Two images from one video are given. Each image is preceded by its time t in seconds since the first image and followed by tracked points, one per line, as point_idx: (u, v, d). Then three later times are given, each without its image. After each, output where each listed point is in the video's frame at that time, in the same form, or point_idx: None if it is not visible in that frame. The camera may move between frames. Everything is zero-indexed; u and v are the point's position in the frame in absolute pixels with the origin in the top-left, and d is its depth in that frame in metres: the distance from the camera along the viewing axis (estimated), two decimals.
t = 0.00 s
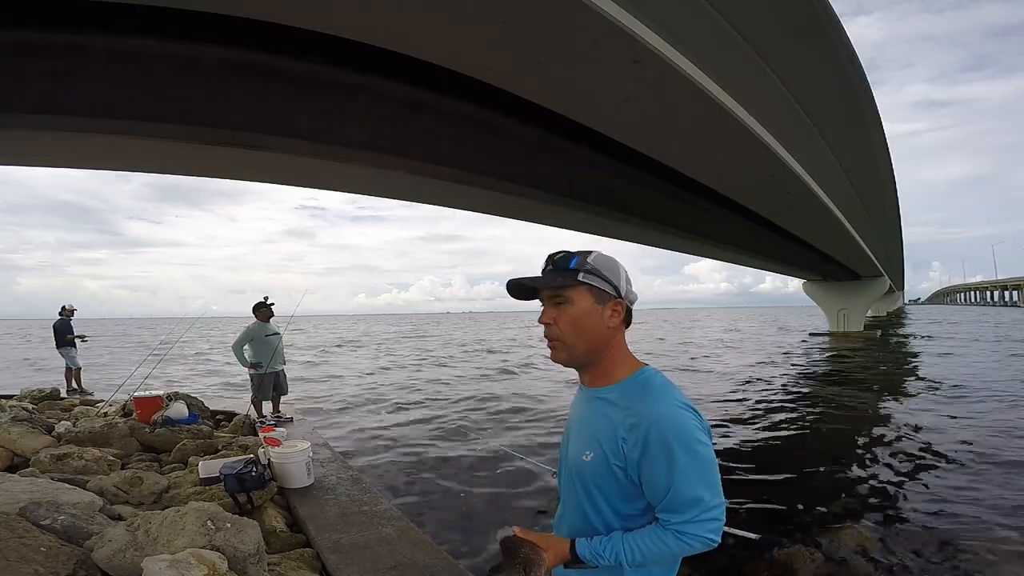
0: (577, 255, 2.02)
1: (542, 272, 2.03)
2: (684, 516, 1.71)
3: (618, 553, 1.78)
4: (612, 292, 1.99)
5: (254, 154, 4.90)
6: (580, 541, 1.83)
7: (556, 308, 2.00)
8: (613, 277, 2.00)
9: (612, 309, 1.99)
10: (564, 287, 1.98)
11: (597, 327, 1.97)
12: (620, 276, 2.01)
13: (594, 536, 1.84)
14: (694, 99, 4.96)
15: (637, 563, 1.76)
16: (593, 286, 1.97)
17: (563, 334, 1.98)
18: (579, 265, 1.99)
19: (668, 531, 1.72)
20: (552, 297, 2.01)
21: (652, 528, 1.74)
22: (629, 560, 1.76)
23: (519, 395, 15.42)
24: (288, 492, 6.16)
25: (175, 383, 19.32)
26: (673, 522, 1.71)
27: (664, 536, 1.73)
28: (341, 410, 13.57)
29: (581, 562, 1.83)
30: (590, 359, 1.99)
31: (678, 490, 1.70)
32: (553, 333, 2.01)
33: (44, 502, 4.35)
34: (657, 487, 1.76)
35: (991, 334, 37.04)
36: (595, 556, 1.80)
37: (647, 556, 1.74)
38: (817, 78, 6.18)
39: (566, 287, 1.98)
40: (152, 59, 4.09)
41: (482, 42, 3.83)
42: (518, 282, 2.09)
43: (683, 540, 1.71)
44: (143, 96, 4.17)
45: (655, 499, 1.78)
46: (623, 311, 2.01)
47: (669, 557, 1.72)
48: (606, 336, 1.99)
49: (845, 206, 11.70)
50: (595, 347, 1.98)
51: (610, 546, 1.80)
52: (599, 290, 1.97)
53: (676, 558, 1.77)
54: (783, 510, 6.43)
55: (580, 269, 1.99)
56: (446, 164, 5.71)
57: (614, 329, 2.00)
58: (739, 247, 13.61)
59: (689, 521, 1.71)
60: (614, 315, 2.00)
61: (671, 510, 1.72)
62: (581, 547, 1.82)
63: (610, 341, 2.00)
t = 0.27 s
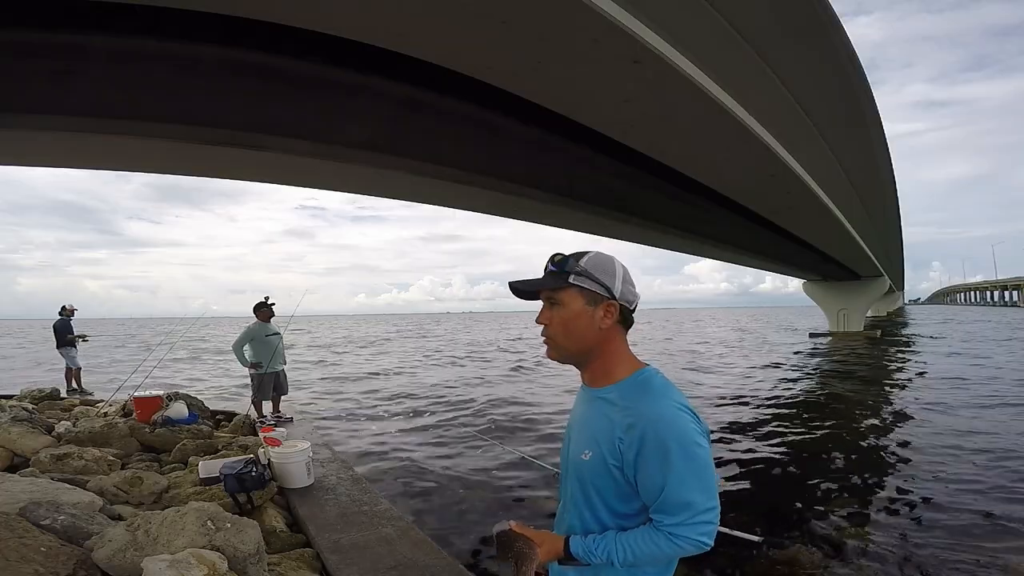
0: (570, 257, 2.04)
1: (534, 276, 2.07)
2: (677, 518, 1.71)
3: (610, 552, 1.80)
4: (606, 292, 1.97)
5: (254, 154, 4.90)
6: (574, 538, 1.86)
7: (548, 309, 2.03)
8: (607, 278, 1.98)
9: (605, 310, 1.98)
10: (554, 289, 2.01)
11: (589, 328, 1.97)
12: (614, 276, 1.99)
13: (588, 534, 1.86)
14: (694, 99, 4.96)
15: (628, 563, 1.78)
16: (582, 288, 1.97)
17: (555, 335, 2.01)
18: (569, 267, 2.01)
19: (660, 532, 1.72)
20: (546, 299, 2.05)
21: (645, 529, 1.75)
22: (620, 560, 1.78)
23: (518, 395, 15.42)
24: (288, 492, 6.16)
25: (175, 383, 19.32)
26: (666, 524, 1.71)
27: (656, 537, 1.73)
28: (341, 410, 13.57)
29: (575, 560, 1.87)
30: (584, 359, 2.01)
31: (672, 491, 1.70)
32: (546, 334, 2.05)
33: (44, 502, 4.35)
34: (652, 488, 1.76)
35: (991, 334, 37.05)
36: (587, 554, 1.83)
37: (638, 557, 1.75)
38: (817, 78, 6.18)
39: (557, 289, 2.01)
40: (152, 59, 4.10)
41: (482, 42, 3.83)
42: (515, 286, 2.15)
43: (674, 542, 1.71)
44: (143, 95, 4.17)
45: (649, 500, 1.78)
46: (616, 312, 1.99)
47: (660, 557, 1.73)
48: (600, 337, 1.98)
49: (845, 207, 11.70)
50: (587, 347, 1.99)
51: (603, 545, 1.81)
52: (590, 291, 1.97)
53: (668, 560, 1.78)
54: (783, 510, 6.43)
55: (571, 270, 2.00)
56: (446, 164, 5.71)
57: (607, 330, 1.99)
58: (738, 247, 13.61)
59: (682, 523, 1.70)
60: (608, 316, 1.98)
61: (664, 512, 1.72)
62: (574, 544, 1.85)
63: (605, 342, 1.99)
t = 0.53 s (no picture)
0: (567, 258, 2.04)
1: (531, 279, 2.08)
2: (664, 520, 1.70)
3: (595, 547, 1.81)
4: (603, 292, 1.97)
5: (253, 154, 4.90)
6: (561, 530, 1.88)
7: (547, 311, 2.04)
8: (603, 277, 1.97)
9: (602, 310, 1.97)
10: (551, 290, 2.02)
11: (586, 328, 1.97)
12: (610, 275, 1.98)
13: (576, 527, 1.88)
14: (694, 99, 4.96)
15: (611, 560, 1.78)
16: (579, 288, 1.98)
17: (554, 336, 2.02)
18: (565, 269, 2.01)
19: (646, 532, 1.73)
20: (545, 300, 2.05)
21: (632, 527, 1.75)
22: (603, 555, 1.79)
23: (518, 395, 15.42)
24: (288, 492, 6.16)
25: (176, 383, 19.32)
26: (653, 525, 1.71)
27: (641, 536, 1.74)
28: (341, 410, 13.57)
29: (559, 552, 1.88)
30: (585, 359, 2.01)
31: (662, 493, 1.70)
32: (547, 335, 2.06)
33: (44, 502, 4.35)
34: (643, 489, 1.75)
35: (991, 334, 37.06)
36: (573, 547, 1.84)
37: (622, 555, 1.76)
38: (817, 78, 6.18)
39: (553, 291, 2.01)
40: (151, 60, 4.10)
41: (482, 42, 3.83)
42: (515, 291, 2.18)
43: (658, 543, 1.71)
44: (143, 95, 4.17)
45: (639, 499, 1.78)
46: (614, 312, 1.98)
47: (644, 558, 1.73)
48: (598, 337, 1.98)
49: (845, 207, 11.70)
50: (587, 348, 1.99)
51: (590, 540, 1.83)
52: (586, 291, 1.97)
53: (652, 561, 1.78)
54: (783, 510, 6.43)
55: (567, 272, 2.00)
56: (446, 164, 5.71)
57: (605, 330, 1.99)
58: (738, 247, 13.61)
59: (668, 526, 1.70)
60: (605, 316, 1.98)
61: (652, 513, 1.72)
62: (560, 536, 1.87)
63: (603, 341, 1.99)
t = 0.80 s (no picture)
0: (570, 257, 2.04)
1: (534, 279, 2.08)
2: (640, 519, 1.71)
3: (568, 530, 1.83)
4: (607, 291, 1.98)
5: (253, 154, 4.89)
6: (541, 505, 1.90)
7: (550, 310, 2.03)
8: (607, 276, 1.99)
9: (607, 309, 1.98)
10: (556, 290, 2.01)
11: (591, 327, 1.97)
12: (614, 274, 1.99)
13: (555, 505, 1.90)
14: (694, 99, 4.96)
15: (581, 546, 1.80)
16: (584, 288, 1.97)
17: (558, 335, 2.02)
18: (569, 270, 2.01)
19: (621, 528, 1.74)
20: (548, 300, 2.05)
21: (609, 521, 1.77)
22: (574, 539, 1.81)
23: (518, 395, 15.42)
24: (288, 492, 6.16)
25: (176, 383, 19.32)
26: (630, 523, 1.72)
27: (615, 531, 1.75)
28: (341, 410, 13.57)
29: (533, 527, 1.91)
30: (590, 358, 2.00)
31: (645, 493, 1.71)
32: (551, 335, 2.05)
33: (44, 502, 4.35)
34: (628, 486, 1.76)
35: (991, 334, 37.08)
36: (548, 523, 1.86)
37: (594, 545, 1.77)
38: (817, 78, 6.19)
39: (558, 290, 2.01)
40: (151, 60, 4.10)
41: (482, 41, 3.83)
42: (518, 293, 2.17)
43: (630, 542, 1.72)
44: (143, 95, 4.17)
45: (621, 496, 1.79)
46: (618, 311, 1.99)
47: (614, 553, 1.75)
48: (602, 336, 1.99)
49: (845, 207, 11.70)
50: (592, 346, 1.99)
51: (567, 522, 1.84)
52: (591, 291, 1.97)
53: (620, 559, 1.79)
54: (783, 510, 6.43)
55: (571, 270, 2.01)
56: (445, 164, 5.71)
57: (610, 329, 1.99)
58: (738, 247, 13.62)
59: (644, 527, 1.71)
60: (610, 315, 1.98)
61: (630, 511, 1.73)
62: (538, 510, 1.89)
63: (608, 341, 2.00)
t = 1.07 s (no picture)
0: (572, 256, 2.04)
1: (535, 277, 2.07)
2: (662, 520, 1.70)
3: (593, 545, 1.81)
4: (609, 290, 1.98)
5: (253, 154, 4.90)
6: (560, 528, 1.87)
7: (550, 310, 2.03)
8: (609, 276, 1.99)
9: (609, 309, 1.98)
10: (558, 289, 2.01)
11: (593, 327, 1.97)
12: (616, 274, 1.99)
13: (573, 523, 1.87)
14: (695, 99, 4.97)
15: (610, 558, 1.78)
16: (586, 287, 1.97)
17: (559, 335, 2.01)
18: (572, 267, 2.00)
19: (644, 533, 1.72)
20: (548, 299, 2.04)
21: (631, 527, 1.75)
22: (601, 553, 1.79)
23: (518, 395, 15.43)
24: (288, 492, 6.16)
25: (176, 383, 19.32)
26: (652, 526, 1.71)
27: (639, 536, 1.73)
28: (341, 410, 13.57)
29: (557, 551, 1.88)
30: (590, 358, 2.00)
31: (663, 494, 1.70)
32: (550, 335, 2.04)
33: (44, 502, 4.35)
34: (642, 489, 1.75)
35: (991, 334, 37.05)
36: (571, 543, 1.84)
37: (621, 554, 1.76)
38: (817, 78, 6.19)
39: (559, 289, 2.00)
40: (151, 60, 4.10)
41: (481, 41, 3.83)
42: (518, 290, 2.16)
43: (657, 545, 1.71)
44: (143, 95, 4.18)
45: (636, 500, 1.78)
46: (619, 312, 2.00)
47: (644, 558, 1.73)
48: (602, 337, 1.99)
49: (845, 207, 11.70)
50: (593, 346, 1.99)
51: (589, 538, 1.82)
52: (594, 291, 1.97)
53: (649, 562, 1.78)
54: (784, 511, 6.42)
55: (573, 270, 2.00)
56: (446, 164, 5.72)
57: (611, 330, 1.99)
58: (738, 247, 13.62)
59: (668, 528, 1.70)
60: (611, 316, 1.99)
61: (649, 514, 1.72)
62: (559, 532, 1.86)
63: (608, 342, 1.99)
